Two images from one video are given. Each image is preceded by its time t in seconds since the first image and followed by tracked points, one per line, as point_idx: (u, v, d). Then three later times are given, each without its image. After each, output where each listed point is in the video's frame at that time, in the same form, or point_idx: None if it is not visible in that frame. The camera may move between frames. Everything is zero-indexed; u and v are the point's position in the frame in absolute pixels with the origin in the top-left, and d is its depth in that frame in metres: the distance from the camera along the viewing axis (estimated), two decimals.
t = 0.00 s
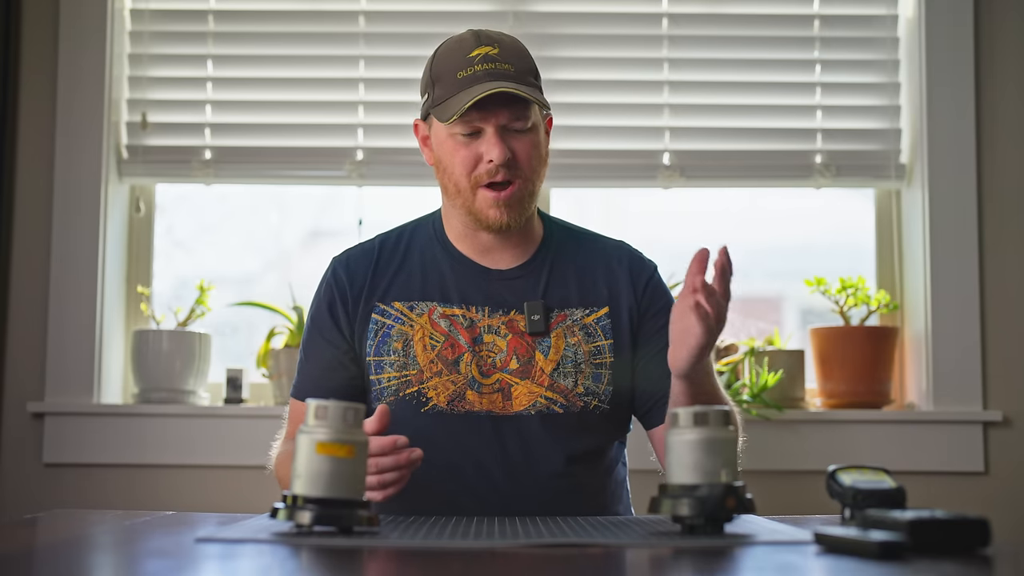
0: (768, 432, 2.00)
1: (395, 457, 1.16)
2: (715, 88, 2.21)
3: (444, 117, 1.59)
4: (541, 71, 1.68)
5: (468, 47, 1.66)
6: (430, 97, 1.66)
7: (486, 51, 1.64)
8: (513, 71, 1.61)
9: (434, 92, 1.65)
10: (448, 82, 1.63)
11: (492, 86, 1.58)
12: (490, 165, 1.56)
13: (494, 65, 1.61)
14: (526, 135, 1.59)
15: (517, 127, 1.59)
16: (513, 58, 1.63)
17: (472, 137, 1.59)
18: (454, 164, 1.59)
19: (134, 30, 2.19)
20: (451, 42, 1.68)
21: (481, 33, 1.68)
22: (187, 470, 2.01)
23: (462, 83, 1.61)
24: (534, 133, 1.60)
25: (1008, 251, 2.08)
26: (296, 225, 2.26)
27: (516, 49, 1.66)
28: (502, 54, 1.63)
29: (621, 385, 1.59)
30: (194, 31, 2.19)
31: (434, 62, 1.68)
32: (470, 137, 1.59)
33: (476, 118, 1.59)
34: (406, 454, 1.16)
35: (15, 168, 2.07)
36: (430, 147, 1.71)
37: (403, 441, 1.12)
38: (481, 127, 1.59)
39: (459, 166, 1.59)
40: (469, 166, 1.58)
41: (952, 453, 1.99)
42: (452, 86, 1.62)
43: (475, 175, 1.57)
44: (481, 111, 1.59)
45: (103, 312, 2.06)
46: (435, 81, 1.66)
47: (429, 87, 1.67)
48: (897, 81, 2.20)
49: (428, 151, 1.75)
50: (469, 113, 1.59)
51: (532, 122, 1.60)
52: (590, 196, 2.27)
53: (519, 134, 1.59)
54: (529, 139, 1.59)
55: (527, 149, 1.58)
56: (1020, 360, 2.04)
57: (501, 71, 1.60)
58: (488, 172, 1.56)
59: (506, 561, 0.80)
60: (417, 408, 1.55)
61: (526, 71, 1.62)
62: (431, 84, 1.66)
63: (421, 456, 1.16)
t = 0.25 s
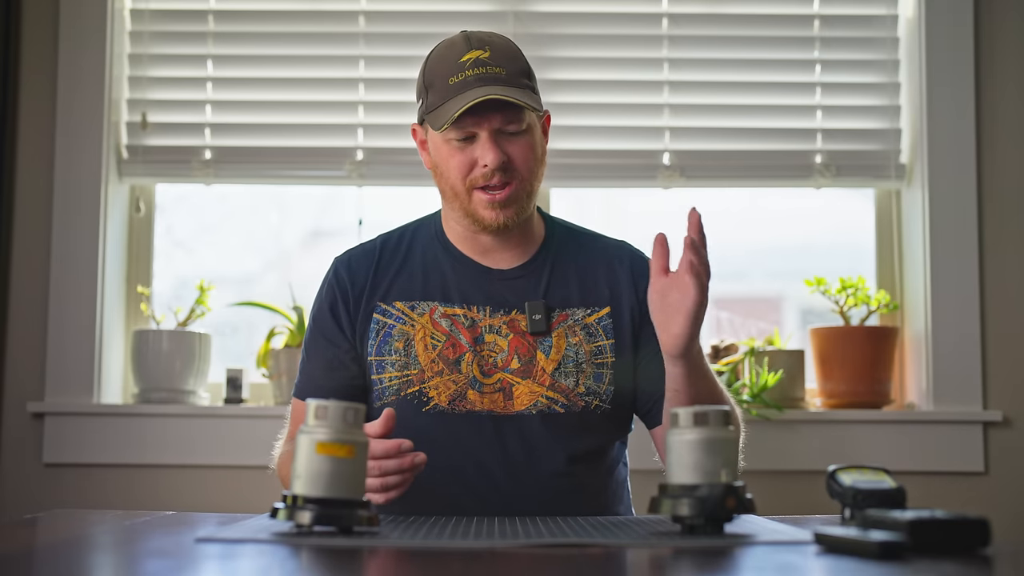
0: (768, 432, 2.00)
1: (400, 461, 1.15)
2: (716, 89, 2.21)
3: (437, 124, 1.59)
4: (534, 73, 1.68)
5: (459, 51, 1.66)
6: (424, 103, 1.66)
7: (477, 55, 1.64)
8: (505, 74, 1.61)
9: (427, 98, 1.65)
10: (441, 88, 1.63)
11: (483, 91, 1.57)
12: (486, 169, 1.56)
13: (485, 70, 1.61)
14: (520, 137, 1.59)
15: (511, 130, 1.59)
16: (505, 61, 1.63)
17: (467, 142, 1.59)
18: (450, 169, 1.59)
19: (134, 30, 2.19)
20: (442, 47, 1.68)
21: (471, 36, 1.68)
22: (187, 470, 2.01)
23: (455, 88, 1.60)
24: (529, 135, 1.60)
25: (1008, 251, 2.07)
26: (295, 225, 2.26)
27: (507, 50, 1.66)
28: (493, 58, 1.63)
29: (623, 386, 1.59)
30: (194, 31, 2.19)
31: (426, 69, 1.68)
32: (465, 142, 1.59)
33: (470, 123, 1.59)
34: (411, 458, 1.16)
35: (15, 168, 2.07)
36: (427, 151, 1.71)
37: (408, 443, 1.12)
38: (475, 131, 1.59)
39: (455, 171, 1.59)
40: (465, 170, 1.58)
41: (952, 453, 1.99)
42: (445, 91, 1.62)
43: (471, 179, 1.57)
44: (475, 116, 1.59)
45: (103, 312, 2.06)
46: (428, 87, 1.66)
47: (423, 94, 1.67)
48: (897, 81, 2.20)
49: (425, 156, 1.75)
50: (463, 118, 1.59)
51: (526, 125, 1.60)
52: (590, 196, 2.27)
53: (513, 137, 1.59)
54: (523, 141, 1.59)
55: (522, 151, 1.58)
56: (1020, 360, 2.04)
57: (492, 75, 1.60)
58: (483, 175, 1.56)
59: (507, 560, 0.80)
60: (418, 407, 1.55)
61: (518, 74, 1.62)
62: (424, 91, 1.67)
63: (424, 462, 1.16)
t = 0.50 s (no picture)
0: (768, 433, 2.00)
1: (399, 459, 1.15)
2: (716, 88, 2.21)
3: (438, 121, 1.59)
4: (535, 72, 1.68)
5: (461, 50, 1.66)
6: (425, 102, 1.65)
7: (478, 54, 1.64)
8: (506, 73, 1.61)
9: (428, 96, 1.65)
10: (442, 86, 1.63)
11: (484, 89, 1.57)
12: (487, 167, 1.56)
13: (486, 68, 1.61)
14: (522, 136, 1.59)
15: (512, 129, 1.59)
16: (506, 60, 1.63)
17: (468, 140, 1.59)
18: (451, 167, 1.59)
19: (134, 30, 2.19)
20: (443, 47, 1.68)
21: (472, 36, 1.68)
22: (187, 470, 2.01)
23: (456, 86, 1.60)
24: (529, 133, 1.60)
25: (1008, 251, 2.07)
26: (296, 225, 2.26)
27: (509, 50, 1.66)
28: (494, 57, 1.63)
29: (622, 386, 1.58)
30: (194, 31, 2.19)
31: (427, 68, 1.68)
32: (466, 140, 1.59)
33: (471, 121, 1.59)
34: (410, 457, 1.16)
35: (15, 168, 2.07)
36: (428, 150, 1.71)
37: (409, 442, 1.13)
38: (476, 129, 1.59)
39: (456, 169, 1.58)
40: (466, 168, 1.58)
41: (952, 453, 1.99)
42: (445, 90, 1.62)
43: (472, 177, 1.57)
44: (476, 114, 1.59)
45: (103, 312, 2.06)
46: (429, 86, 1.66)
47: (424, 92, 1.67)
48: (897, 81, 2.20)
49: (426, 156, 1.75)
50: (464, 116, 1.59)
51: (527, 123, 1.60)
52: (590, 195, 2.27)
53: (514, 135, 1.59)
54: (524, 140, 1.59)
55: (523, 150, 1.58)
56: (1020, 360, 2.04)
57: (493, 74, 1.60)
58: (484, 173, 1.56)
59: (507, 560, 0.80)
60: (417, 405, 1.55)
61: (519, 73, 1.62)
62: (425, 89, 1.66)
63: (424, 460, 1.16)
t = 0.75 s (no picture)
0: (768, 433, 2.00)
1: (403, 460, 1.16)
2: (715, 89, 2.21)
3: (441, 117, 1.59)
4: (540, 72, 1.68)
5: (466, 48, 1.66)
6: (428, 98, 1.65)
7: (483, 51, 1.64)
8: (511, 70, 1.61)
9: (432, 92, 1.65)
10: (446, 82, 1.62)
11: (488, 85, 1.57)
12: (489, 164, 1.56)
13: (491, 65, 1.61)
14: (524, 134, 1.59)
15: (515, 126, 1.59)
16: (511, 57, 1.63)
17: (471, 137, 1.59)
18: (453, 163, 1.59)
19: (134, 30, 2.19)
20: (448, 45, 1.68)
21: (478, 35, 1.69)
22: (187, 470, 2.01)
23: (460, 83, 1.60)
24: (532, 132, 1.60)
25: (1008, 251, 2.08)
26: (296, 224, 2.26)
27: (514, 49, 1.66)
28: (499, 54, 1.63)
29: (623, 383, 1.58)
30: (194, 31, 2.19)
31: (431, 64, 1.68)
32: (468, 137, 1.59)
33: (474, 118, 1.59)
34: (413, 454, 1.16)
35: (15, 168, 2.07)
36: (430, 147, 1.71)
37: (412, 439, 1.14)
38: (479, 126, 1.59)
39: (458, 166, 1.58)
40: (468, 165, 1.58)
41: (952, 453, 1.99)
42: (449, 86, 1.61)
43: (474, 174, 1.57)
44: (479, 110, 1.59)
45: (103, 311, 2.06)
46: (433, 83, 1.66)
47: (428, 88, 1.67)
48: (897, 81, 2.20)
49: (427, 153, 1.75)
50: (467, 112, 1.59)
51: (530, 121, 1.60)
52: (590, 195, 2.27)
53: (517, 133, 1.59)
54: (527, 138, 1.59)
55: (525, 148, 1.58)
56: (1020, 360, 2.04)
57: (498, 71, 1.60)
58: (487, 170, 1.56)
59: (507, 561, 0.80)
60: (418, 400, 1.55)
61: (524, 71, 1.62)
62: (429, 86, 1.66)
63: (427, 458, 1.16)
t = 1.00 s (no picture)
0: (768, 433, 2.00)
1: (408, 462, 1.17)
2: (715, 89, 2.21)
3: (444, 119, 1.59)
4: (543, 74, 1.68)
5: (470, 49, 1.66)
6: (431, 98, 1.66)
7: (487, 53, 1.64)
8: (513, 73, 1.61)
9: (435, 93, 1.65)
10: (449, 83, 1.63)
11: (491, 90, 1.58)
12: (490, 167, 1.56)
13: (494, 68, 1.61)
14: (527, 137, 1.59)
15: (518, 129, 1.59)
16: (514, 60, 1.63)
17: (473, 139, 1.59)
18: (455, 164, 1.59)
19: (134, 30, 2.19)
20: (453, 44, 1.68)
21: (482, 34, 1.68)
22: (187, 470, 2.01)
23: (463, 85, 1.60)
24: (534, 134, 1.60)
25: (1008, 250, 2.08)
26: (296, 225, 2.26)
27: (518, 50, 1.66)
28: (502, 57, 1.63)
29: (624, 384, 1.58)
30: (194, 31, 2.19)
31: (435, 64, 1.68)
32: (471, 139, 1.59)
33: (477, 120, 1.59)
34: (419, 459, 1.16)
35: (15, 169, 2.07)
36: (432, 146, 1.70)
37: (418, 445, 1.13)
38: (482, 129, 1.59)
39: (459, 167, 1.59)
40: (470, 166, 1.58)
41: (952, 453, 1.99)
42: (452, 88, 1.62)
43: (476, 176, 1.57)
44: (481, 113, 1.60)
45: (103, 311, 2.06)
46: (436, 83, 1.66)
47: (431, 88, 1.67)
48: (897, 81, 2.20)
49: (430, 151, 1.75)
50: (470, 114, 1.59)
51: (533, 124, 1.60)
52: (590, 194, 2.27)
53: (520, 135, 1.59)
54: (529, 141, 1.59)
55: (527, 150, 1.58)
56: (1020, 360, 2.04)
57: (501, 74, 1.60)
58: (488, 173, 1.56)
59: (508, 560, 0.80)
60: (419, 401, 1.55)
61: (526, 74, 1.62)
62: (432, 86, 1.66)
63: (433, 463, 1.17)
